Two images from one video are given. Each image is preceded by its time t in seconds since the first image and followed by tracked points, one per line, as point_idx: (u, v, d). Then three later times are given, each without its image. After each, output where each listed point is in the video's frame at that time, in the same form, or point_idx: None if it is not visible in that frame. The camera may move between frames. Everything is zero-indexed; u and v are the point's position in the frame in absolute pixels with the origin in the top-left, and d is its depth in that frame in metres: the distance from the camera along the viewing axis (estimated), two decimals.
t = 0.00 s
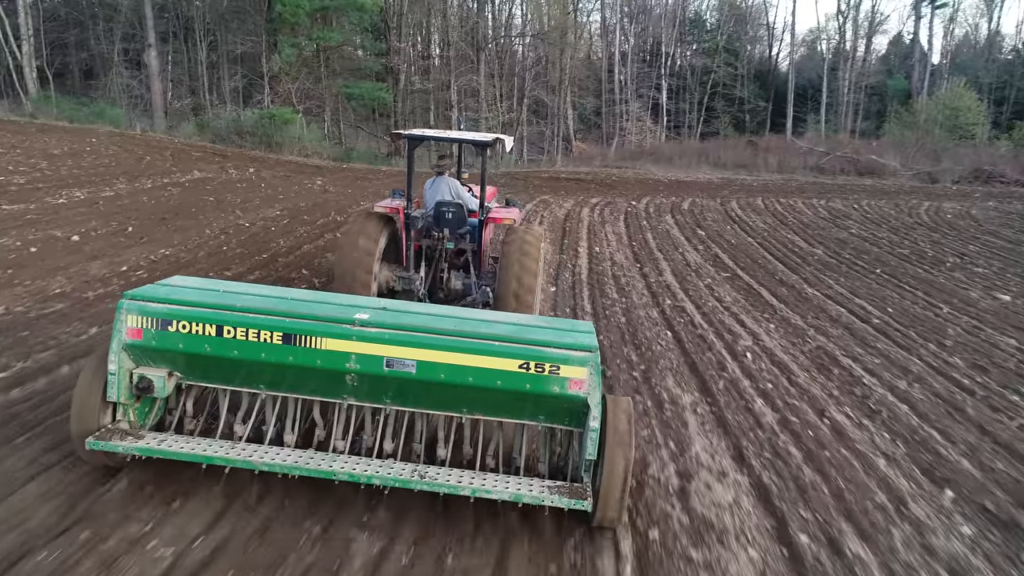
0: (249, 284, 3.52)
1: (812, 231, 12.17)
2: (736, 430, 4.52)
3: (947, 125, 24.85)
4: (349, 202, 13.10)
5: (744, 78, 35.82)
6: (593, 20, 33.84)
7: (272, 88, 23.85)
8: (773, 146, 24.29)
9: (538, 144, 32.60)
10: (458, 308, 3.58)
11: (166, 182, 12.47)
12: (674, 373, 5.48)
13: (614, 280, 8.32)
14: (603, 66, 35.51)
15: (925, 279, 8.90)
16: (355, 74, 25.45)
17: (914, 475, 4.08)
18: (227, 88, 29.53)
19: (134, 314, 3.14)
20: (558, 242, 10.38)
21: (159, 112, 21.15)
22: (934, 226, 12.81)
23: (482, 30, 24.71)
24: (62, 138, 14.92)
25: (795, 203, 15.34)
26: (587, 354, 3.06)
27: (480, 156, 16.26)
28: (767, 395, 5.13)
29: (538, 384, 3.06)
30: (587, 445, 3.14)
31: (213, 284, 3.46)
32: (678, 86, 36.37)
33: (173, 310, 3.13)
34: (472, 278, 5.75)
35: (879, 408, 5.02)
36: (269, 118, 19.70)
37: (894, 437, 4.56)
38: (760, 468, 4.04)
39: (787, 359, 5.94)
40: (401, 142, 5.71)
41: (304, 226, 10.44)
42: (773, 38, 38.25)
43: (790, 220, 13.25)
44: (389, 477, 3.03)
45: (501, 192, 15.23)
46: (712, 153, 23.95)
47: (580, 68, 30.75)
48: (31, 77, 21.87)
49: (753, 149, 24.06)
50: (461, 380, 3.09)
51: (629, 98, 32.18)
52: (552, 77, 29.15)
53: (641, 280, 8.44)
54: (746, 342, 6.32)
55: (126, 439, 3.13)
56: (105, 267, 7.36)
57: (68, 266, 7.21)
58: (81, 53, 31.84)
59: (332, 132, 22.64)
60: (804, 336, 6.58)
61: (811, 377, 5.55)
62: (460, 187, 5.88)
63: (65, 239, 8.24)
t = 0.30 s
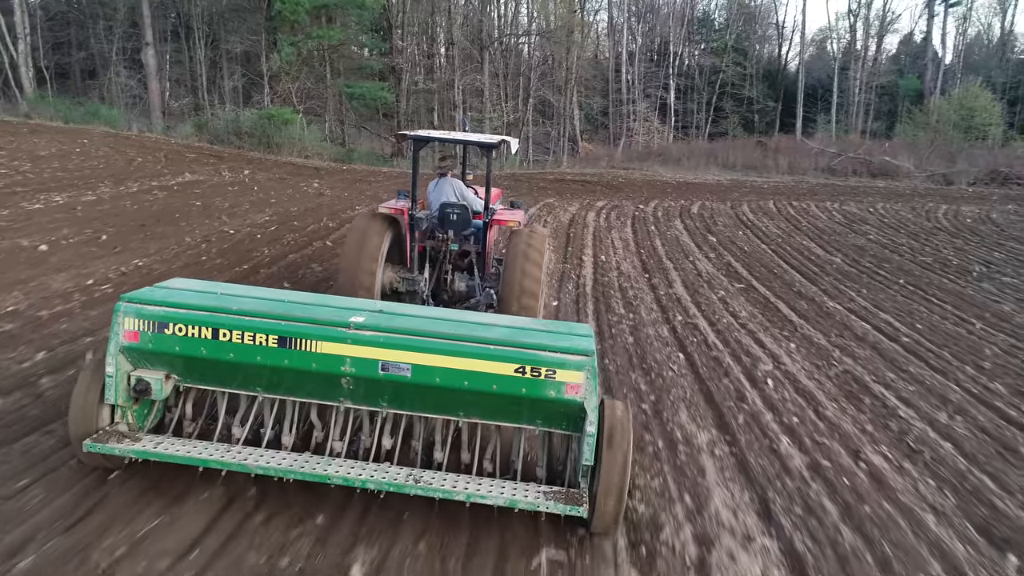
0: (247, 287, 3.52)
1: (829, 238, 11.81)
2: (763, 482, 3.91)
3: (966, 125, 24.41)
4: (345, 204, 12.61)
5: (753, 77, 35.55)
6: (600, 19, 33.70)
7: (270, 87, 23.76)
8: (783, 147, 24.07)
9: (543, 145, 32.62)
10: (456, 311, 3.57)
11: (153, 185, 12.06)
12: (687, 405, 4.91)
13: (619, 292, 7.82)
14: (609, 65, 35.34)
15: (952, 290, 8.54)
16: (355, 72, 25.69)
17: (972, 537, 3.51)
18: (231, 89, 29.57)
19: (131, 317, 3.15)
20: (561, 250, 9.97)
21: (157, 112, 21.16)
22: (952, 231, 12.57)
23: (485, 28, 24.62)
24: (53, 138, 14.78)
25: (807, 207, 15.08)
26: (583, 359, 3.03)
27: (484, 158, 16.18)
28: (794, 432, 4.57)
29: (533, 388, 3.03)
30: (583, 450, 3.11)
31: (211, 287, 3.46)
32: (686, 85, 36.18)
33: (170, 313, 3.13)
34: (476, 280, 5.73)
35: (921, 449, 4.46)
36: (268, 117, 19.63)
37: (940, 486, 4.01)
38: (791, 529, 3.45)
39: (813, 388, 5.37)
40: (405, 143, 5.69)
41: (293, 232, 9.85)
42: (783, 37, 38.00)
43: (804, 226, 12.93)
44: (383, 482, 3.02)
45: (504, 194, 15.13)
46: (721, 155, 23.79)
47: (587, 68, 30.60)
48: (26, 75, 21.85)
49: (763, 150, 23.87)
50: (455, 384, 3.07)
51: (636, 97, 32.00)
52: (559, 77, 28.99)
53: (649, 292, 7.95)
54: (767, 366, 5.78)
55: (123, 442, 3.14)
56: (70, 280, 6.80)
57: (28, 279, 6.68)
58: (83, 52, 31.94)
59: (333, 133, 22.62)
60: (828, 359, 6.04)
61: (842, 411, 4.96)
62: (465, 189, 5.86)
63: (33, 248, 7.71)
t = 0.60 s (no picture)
0: (247, 285, 3.53)
1: (844, 245, 11.55)
2: (791, 543, 3.42)
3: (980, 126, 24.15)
4: (336, 208, 12.47)
5: (759, 77, 35.38)
6: (604, 19, 33.63)
7: (266, 87, 23.78)
8: (791, 147, 23.95)
9: (548, 145, 32.64)
10: (456, 311, 3.57)
11: (137, 189, 12.06)
12: (701, 442, 4.46)
13: (624, 306, 7.49)
14: (614, 65, 35.28)
15: (979, 303, 8.25)
16: (355, 72, 25.85)
17: None
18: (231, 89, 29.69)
19: (131, 312, 3.16)
20: (562, 257, 9.80)
21: (151, 111, 21.24)
22: (974, 237, 12.40)
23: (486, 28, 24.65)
24: (35, 138, 14.71)
25: (818, 211, 14.90)
26: (582, 359, 3.01)
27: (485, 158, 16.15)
28: (823, 477, 4.09)
29: (531, 388, 3.02)
30: (581, 452, 3.11)
31: (212, 284, 3.49)
32: (691, 84, 36.10)
33: (169, 309, 3.14)
34: (478, 280, 5.71)
35: (969, 497, 4.01)
36: (264, 118, 19.68)
37: (980, 529, 3.67)
38: None
39: (843, 421, 4.93)
40: (408, 143, 5.71)
41: (276, 239, 9.66)
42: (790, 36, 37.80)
43: (816, 231, 12.71)
44: (380, 480, 3.01)
45: (506, 196, 15.12)
46: (728, 156, 23.72)
47: (591, 68, 30.53)
48: (18, 75, 21.93)
49: (772, 151, 23.77)
50: (454, 383, 3.06)
51: (641, 97, 31.92)
52: (562, 77, 28.91)
53: (656, 305, 7.64)
54: (787, 394, 5.34)
55: (121, 437, 3.15)
56: (26, 294, 6.52)
57: None
58: (83, 51, 32.26)
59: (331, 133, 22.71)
60: (855, 385, 5.63)
61: (875, 449, 4.52)
62: (468, 189, 5.87)
63: None
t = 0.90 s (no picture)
0: (242, 290, 3.96)
1: (857, 249, 11.31)
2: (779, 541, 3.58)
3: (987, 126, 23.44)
4: (326, 211, 12.08)
5: (764, 76, 35.77)
6: (606, 18, 33.99)
7: (261, 84, 23.89)
8: (797, 148, 24.35)
9: (549, 145, 33.05)
10: (446, 310, 4.00)
11: (117, 191, 11.56)
12: (715, 486, 4.08)
13: (628, 319, 6.90)
14: (617, 65, 35.68)
15: (1004, 313, 7.68)
16: (354, 71, 26.20)
17: None
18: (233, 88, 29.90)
19: (134, 316, 3.57)
20: (562, 265, 9.19)
21: (144, 109, 21.45)
22: (992, 238, 12.42)
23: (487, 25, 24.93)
24: (21, 137, 14.76)
25: (828, 214, 15.14)
26: (578, 357, 3.41)
27: (487, 160, 16.40)
28: (856, 530, 3.71)
29: (529, 386, 3.43)
30: (579, 448, 3.49)
31: (210, 288, 3.92)
32: (695, 83, 36.62)
33: (170, 312, 3.55)
34: (478, 279, 6.14)
35: (1023, 554, 3.61)
36: (260, 117, 19.92)
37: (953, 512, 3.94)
38: None
39: (870, 456, 4.52)
40: (412, 144, 6.10)
41: (258, 246, 9.02)
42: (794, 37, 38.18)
43: (827, 234, 12.75)
44: (381, 479, 3.42)
45: (509, 197, 15.43)
46: (734, 158, 24.23)
47: (594, 68, 30.79)
48: (11, 75, 22.06)
49: (778, 152, 24.22)
50: (452, 381, 3.48)
51: (644, 97, 32.26)
52: (564, 77, 29.17)
53: (661, 319, 7.04)
54: (808, 425, 4.91)
55: (126, 439, 3.56)
56: None
57: None
58: (81, 50, 32.47)
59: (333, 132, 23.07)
60: (880, 412, 5.19)
61: (909, 491, 4.14)
62: (468, 188, 6.28)
63: None
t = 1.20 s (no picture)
0: (251, 286, 3.85)
1: (868, 256, 11.06)
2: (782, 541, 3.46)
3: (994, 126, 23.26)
4: (315, 216, 11.83)
5: (767, 76, 35.64)
6: (609, 17, 33.92)
7: (257, 84, 23.75)
8: (802, 149, 24.22)
9: (551, 145, 32.94)
10: (452, 307, 3.88)
11: (98, 194, 11.30)
12: (725, 535, 3.49)
13: (629, 332, 6.51)
14: (619, 65, 35.58)
15: None
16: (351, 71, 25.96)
17: None
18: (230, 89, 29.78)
19: (144, 311, 3.46)
20: (561, 272, 9.10)
21: (137, 110, 21.33)
22: (1001, 242, 12.26)
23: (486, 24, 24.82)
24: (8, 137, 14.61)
25: (836, 217, 14.98)
26: (575, 352, 3.30)
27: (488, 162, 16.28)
28: None
29: (527, 380, 3.31)
30: (575, 441, 3.39)
31: (219, 285, 3.81)
32: (698, 83, 36.52)
33: (179, 308, 3.44)
34: (479, 277, 6.01)
35: None
36: (253, 117, 19.78)
37: (971, 520, 3.78)
38: None
39: (900, 495, 3.98)
40: (415, 143, 5.99)
41: (239, 254, 8.72)
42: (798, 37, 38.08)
43: (836, 239, 12.52)
44: (382, 469, 3.30)
45: (509, 200, 15.29)
46: (737, 158, 24.10)
47: (596, 67, 30.62)
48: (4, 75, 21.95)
49: (783, 152, 24.09)
50: (452, 376, 3.36)
51: (647, 97, 32.13)
52: (565, 77, 29.06)
53: (665, 333, 6.63)
54: (829, 458, 4.34)
55: (137, 430, 3.46)
56: None
57: None
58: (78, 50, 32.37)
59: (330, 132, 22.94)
60: (907, 441, 4.67)
61: (940, 523, 3.72)
62: (471, 188, 6.17)
63: None
